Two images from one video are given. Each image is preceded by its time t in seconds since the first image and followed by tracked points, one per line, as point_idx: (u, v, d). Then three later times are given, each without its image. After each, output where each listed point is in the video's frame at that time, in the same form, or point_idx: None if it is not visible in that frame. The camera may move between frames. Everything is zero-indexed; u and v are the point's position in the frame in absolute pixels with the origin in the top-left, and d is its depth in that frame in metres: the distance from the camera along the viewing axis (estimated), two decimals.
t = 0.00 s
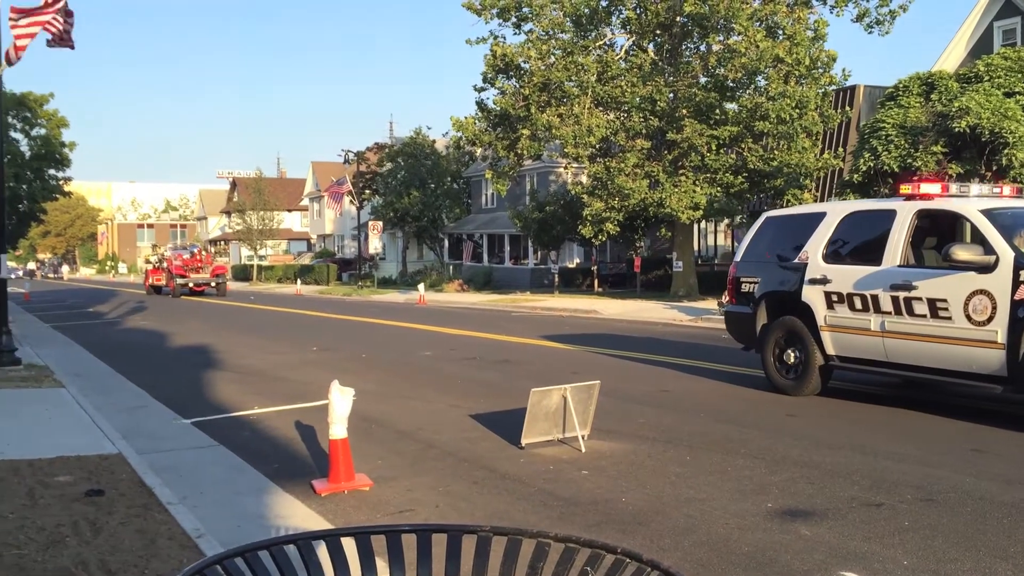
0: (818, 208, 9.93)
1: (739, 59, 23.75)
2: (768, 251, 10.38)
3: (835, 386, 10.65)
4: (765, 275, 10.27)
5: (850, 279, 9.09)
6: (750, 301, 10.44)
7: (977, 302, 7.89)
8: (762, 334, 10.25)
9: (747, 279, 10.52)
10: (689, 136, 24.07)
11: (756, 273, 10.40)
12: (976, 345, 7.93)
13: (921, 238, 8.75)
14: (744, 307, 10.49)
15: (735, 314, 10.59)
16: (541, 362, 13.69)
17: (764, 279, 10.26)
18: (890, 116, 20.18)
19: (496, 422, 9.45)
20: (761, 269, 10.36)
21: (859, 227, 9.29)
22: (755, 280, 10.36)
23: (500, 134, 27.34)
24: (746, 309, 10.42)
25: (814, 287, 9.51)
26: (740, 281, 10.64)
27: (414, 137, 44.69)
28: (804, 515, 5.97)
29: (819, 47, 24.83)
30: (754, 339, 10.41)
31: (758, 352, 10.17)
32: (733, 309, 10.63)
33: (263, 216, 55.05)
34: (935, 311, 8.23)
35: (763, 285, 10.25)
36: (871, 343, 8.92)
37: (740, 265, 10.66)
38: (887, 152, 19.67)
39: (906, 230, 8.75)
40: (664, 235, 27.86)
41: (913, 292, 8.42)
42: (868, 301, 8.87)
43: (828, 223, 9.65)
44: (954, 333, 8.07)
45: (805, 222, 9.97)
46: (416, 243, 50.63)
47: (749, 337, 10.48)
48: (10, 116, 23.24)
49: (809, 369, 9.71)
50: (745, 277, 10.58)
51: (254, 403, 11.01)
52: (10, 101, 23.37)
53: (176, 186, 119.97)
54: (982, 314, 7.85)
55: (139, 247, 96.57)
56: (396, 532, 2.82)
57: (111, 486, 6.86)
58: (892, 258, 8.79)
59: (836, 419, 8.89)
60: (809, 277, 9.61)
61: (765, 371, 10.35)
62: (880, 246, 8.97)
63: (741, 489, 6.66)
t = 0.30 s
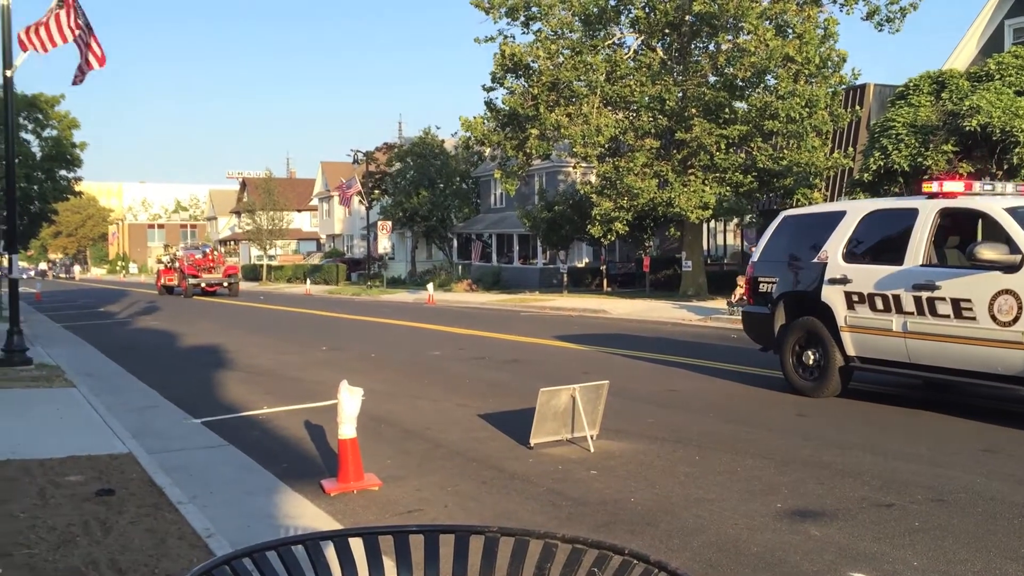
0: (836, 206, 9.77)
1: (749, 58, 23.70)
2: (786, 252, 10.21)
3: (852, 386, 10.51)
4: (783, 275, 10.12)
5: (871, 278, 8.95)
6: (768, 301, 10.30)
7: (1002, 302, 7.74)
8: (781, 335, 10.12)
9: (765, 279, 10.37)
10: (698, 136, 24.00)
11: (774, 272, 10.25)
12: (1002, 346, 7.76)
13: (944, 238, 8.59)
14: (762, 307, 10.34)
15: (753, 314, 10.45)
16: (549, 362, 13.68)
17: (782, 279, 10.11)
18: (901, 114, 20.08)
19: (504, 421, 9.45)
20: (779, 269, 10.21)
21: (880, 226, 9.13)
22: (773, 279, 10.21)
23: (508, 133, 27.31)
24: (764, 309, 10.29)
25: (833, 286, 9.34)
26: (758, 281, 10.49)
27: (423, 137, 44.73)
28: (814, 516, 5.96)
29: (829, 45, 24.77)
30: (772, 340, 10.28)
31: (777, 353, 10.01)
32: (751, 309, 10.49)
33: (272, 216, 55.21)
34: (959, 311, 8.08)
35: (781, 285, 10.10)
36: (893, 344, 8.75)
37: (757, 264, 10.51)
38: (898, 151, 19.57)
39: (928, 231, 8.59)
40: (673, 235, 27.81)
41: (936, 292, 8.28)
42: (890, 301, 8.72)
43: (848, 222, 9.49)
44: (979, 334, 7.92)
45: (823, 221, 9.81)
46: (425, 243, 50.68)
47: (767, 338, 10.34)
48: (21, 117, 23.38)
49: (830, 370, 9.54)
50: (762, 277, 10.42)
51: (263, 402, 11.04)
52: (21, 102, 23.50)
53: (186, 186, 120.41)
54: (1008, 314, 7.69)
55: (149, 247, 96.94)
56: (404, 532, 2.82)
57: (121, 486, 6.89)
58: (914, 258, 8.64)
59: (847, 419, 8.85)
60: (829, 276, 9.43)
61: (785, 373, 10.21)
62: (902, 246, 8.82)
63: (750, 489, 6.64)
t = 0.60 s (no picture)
0: (849, 205, 9.68)
1: (753, 57, 23.69)
2: (796, 251, 10.12)
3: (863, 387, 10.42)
4: (793, 274, 10.03)
5: (883, 278, 8.86)
6: (778, 301, 10.21)
7: (1019, 303, 7.62)
8: (792, 335, 10.02)
9: (775, 279, 10.28)
10: (702, 135, 24.02)
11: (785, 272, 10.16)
12: (1018, 347, 7.66)
13: (958, 237, 8.50)
14: (772, 307, 10.25)
15: (764, 314, 10.36)
16: (552, 361, 13.67)
17: (793, 279, 10.01)
18: (905, 114, 20.05)
19: (506, 420, 9.44)
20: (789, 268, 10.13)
21: (894, 225, 9.04)
22: (784, 279, 10.11)
23: (512, 132, 27.25)
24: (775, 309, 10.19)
25: (845, 286, 9.25)
26: (768, 280, 10.40)
27: (427, 135, 44.74)
28: (816, 515, 5.94)
29: (833, 45, 24.76)
30: (783, 340, 10.18)
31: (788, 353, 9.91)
32: (761, 309, 10.40)
33: (276, 214, 55.24)
34: (975, 312, 7.98)
35: (791, 285, 10.01)
36: (906, 344, 8.66)
37: (768, 264, 10.42)
38: (902, 151, 19.55)
39: (943, 230, 8.50)
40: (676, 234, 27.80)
41: (951, 292, 8.18)
42: (903, 302, 8.63)
43: (861, 221, 9.41)
44: (995, 335, 7.81)
45: (835, 220, 9.74)
46: (428, 241, 50.67)
47: (778, 338, 10.25)
48: (25, 114, 23.41)
49: (842, 371, 9.43)
50: (773, 277, 10.33)
51: (265, 400, 11.03)
52: (25, 99, 23.54)
53: (190, 184, 120.55)
54: None
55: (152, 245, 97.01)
56: (405, 529, 2.81)
57: (123, 482, 6.89)
58: (928, 258, 8.54)
59: (850, 418, 8.83)
60: (841, 276, 9.34)
61: (795, 373, 10.11)
62: (916, 245, 8.73)
63: (753, 488, 6.62)
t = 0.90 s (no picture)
0: (853, 204, 9.63)
1: (751, 56, 23.71)
2: (800, 250, 10.08)
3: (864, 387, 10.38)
4: (797, 274, 9.99)
5: (888, 278, 8.81)
6: (782, 300, 10.18)
7: None
8: (795, 334, 9.97)
9: (778, 278, 10.24)
10: (699, 134, 24.00)
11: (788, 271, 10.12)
12: None
13: (963, 237, 8.47)
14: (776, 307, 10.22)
15: (767, 314, 10.33)
16: (548, 359, 13.66)
17: (797, 279, 9.98)
18: (902, 114, 20.07)
19: (502, 418, 9.43)
20: (793, 268, 10.09)
21: (900, 225, 8.99)
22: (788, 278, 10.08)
23: (509, 130, 27.19)
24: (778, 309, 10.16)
25: (849, 286, 9.20)
26: (771, 279, 10.37)
27: (424, 133, 44.70)
28: (812, 515, 5.94)
29: (831, 44, 24.77)
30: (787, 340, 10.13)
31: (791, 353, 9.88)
32: (764, 308, 10.37)
33: (272, 211, 55.15)
34: (981, 312, 7.94)
35: (795, 285, 9.98)
36: (911, 344, 8.61)
37: (771, 263, 10.38)
38: (899, 151, 19.56)
39: (948, 230, 8.47)
40: (673, 233, 27.81)
41: (957, 291, 8.14)
42: (908, 302, 8.58)
43: (865, 221, 9.36)
44: (1001, 336, 7.78)
45: (839, 220, 9.70)
46: (425, 239, 50.63)
47: (781, 338, 10.20)
48: (20, 109, 23.33)
49: (845, 372, 9.39)
50: (776, 276, 10.29)
51: (261, 397, 11.01)
52: (21, 94, 23.47)
53: (186, 180, 120.32)
54: None
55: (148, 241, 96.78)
56: (398, 528, 2.80)
57: (118, 479, 6.86)
58: (934, 257, 8.50)
59: (846, 417, 8.82)
60: (845, 276, 9.30)
61: (798, 373, 10.06)
62: (921, 245, 8.69)
63: (749, 487, 6.62)
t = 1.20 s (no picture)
0: (854, 203, 9.62)
1: (746, 55, 23.76)
2: (801, 249, 10.08)
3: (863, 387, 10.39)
4: (797, 273, 9.99)
5: (889, 277, 8.81)
6: (782, 300, 10.18)
7: None
8: (796, 333, 9.98)
9: (779, 278, 10.25)
10: (695, 133, 24.03)
11: (788, 271, 10.12)
12: None
13: (965, 237, 8.45)
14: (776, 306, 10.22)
15: (767, 313, 10.33)
16: (543, 358, 13.67)
17: (797, 278, 9.98)
18: (897, 113, 20.12)
19: (497, 417, 9.44)
20: (793, 267, 10.09)
21: (900, 225, 8.98)
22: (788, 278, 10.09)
23: (505, 129, 27.16)
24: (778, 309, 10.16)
25: (850, 285, 9.21)
26: (772, 278, 10.36)
27: (419, 131, 44.72)
28: (805, 513, 5.95)
29: (826, 44, 24.84)
30: (787, 339, 10.14)
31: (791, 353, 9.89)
32: (765, 308, 10.37)
33: (267, 210, 55.10)
34: (982, 312, 7.93)
35: (795, 284, 9.98)
36: (912, 344, 8.60)
37: (771, 262, 10.38)
38: (893, 150, 19.62)
39: (950, 229, 8.45)
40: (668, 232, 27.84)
41: (959, 291, 8.13)
42: (910, 301, 8.58)
43: (866, 220, 9.35)
44: (1003, 336, 7.78)
45: (839, 220, 9.69)
46: (420, 238, 50.58)
47: (782, 337, 10.21)
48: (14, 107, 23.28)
49: (845, 372, 9.40)
50: (776, 275, 10.30)
51: (256, 396, 11.00)
52: (15, 92, 23.40)
53: (181, 178, 120.14)
54: None
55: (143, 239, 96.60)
56: (392, 527, 2.80)
57: (112, 478, 6.86)
58: (935, 256, 8.49)
59: (840, 416, 8.85)
60: (845, 275, 9.30)
61: (799, 372, 10.07)
62: (922, 244, 8.68)
63: (743, 486, 6.63)
